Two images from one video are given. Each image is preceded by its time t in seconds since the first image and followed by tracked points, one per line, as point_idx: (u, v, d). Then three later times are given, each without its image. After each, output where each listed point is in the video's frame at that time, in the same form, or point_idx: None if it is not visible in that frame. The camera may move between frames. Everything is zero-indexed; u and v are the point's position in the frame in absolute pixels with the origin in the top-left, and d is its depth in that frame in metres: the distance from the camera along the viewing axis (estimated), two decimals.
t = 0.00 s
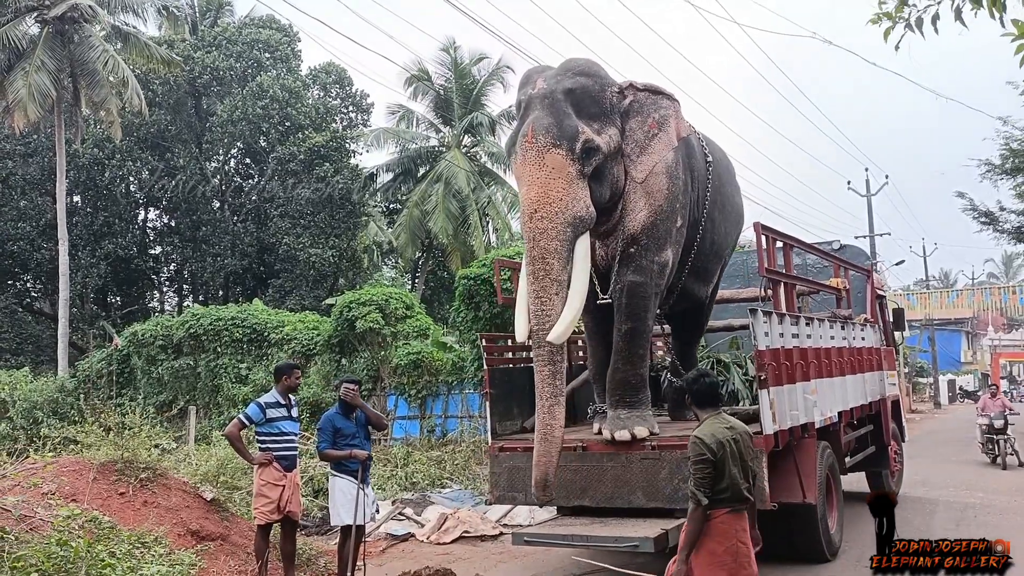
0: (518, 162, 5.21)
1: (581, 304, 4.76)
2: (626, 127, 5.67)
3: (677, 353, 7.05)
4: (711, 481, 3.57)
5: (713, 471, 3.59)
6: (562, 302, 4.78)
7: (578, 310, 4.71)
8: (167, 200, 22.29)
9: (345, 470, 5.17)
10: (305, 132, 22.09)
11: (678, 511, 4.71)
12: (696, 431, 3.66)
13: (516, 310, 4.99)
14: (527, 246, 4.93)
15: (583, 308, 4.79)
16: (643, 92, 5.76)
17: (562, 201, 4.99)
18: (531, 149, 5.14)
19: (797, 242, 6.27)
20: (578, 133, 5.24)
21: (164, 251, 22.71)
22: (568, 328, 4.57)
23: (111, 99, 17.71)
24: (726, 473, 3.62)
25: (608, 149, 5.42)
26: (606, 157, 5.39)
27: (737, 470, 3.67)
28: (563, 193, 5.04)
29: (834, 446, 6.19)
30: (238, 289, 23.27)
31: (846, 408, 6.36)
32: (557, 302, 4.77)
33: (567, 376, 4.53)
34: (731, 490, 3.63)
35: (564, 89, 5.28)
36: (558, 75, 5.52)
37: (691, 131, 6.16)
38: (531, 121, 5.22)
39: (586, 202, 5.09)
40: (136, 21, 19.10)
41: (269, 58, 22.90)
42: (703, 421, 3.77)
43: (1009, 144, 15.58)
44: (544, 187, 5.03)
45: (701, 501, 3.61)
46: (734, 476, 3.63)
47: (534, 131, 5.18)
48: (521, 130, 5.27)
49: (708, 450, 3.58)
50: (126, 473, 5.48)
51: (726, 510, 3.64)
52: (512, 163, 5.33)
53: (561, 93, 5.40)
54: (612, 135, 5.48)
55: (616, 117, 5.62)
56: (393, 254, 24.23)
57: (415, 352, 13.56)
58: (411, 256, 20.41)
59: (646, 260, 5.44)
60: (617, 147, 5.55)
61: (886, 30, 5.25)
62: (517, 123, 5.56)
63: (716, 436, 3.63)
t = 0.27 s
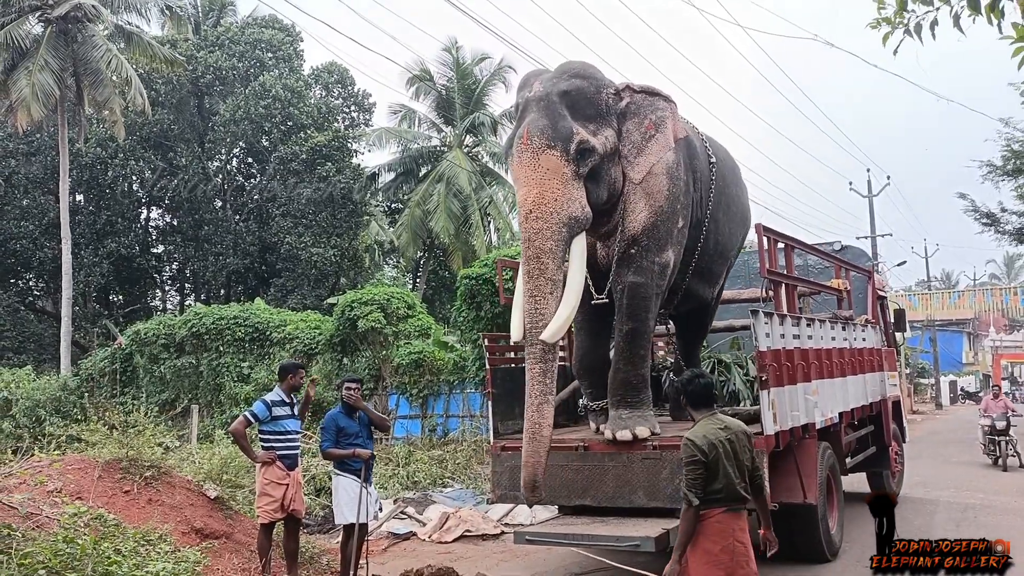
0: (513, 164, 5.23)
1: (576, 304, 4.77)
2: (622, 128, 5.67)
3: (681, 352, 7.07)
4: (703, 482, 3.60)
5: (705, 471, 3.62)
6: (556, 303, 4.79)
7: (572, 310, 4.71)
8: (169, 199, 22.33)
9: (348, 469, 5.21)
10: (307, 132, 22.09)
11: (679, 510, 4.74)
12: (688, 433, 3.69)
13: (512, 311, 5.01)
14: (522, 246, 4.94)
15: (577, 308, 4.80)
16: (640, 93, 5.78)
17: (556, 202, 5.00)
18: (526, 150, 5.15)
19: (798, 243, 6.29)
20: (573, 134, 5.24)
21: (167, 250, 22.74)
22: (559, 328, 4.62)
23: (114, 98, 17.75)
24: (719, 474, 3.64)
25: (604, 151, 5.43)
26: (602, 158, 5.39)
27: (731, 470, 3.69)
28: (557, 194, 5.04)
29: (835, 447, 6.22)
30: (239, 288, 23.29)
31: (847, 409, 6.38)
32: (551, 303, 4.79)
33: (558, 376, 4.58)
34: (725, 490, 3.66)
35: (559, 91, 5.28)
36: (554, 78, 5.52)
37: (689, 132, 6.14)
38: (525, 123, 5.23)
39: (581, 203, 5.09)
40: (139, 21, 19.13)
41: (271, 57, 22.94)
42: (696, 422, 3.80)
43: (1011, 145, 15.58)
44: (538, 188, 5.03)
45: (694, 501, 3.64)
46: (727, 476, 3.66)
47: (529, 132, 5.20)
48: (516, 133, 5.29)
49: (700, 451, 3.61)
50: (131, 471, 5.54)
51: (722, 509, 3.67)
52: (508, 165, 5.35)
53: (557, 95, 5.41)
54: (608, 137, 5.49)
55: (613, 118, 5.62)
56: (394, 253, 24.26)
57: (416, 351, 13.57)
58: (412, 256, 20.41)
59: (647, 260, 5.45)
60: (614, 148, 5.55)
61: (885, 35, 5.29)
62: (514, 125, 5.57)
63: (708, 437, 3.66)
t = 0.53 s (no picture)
0: (510, 162, 5.27)
1: (568, 300, 4.79)
2: (620, 127, 5.64)
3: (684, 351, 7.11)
4: (702, 478, 3.65)
5: (705, 468, 3.66)
6: (550, 299, 4.83)
7: (565, 306, 4.73)
8: (173, 199, 22.39)
9: (353, 467, 5.24)
10: (311, 131, 22.12)
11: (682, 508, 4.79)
12: (690, 430, 3.73)
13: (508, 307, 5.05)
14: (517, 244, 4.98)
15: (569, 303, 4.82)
16: (638, 92, 5.71)
17: (550, 201, 5.02)
18: (521, 149, 5.18)
19: (802, 243, 6.33)
20: (568, 133, 5.26)
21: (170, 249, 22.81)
22: (550, 323, 4.63)
23: (118, 98, 17.82)
24: (720, 471, 3.68)
25: (601, 150, 5.43)
26: (598, 157, 5.40)
27: (732, 468, 3.73)
28: (552, 192, 5.06)
29: (837, 446, 6.26)
30: (242, 287, 23.34)
31: (850, 407, 6.42)
32: (546, 299, 4.84)
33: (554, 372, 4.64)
34: (725, 488, 3.69)
35: (555, 91, 5.29)
36: (552, 77, 5.53)
37: (686, 130, 6.07)
38: (521, 122, 5.26)
39: (575, 201, 5.11)
40: (143, 21, 19.19)
41: (274, 57, 23.00)
42: (699, 420, 3.83)
43: (1014, 144, 15.58)
44: (532, 185, 5.06)
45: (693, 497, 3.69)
46: (728, 474, 3.69)
47: (525, 132, 5.23)
48: (513, 132, 5.32)
49: (700, 449, 3.65)
50: (139, 469, 5.61)
51: (722, 506, 3.70)
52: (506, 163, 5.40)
53: (554, 94, 5.41)
54: (604, 135, 5.49)
55: (610, 117, 5.60)
56: (397, 252, 24.31)
57: (420, 350, 13.61)
58: (415, 255, 20.42)
59: (648, 260, 5.48)
60: (612, 147, 5.54)
61: (887, 40, 5.35)
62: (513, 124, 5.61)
63: (708, 434, 3.70)
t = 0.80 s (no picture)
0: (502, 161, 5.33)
1: (557, 297, 4.79)
2: (612, 123, 5.62)
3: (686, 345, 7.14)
4: (702, 471, 3.69)
5: (705, 461, 3.70)
6: (539, 295, 4.85)
7: (553, 302, 4.75)
8: (173, 194, 22.42)
9: (357, 461, 5.29)
10: (311, 126, 22.11)
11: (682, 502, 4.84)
12: (691, 423, 3.77)
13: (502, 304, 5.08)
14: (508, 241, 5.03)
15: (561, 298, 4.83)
16: (630, 89, 5.67)
17: (539, 197, 5.05)
18: (512, 147, 5.23)
19: (801, 238, 6.36)
20: (558, 131, 5.28)
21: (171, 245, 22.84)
22: (539, 319, 4.63)
23: (118, 94, 17.82)
24: (720, 464, 3.72)
25: (592, 146, 5.45)
26: (589, 154, 5.41)
27: (732, 462, 3.77)
28: (542, 188, 5.10)
29: (836, 439, 6.30)
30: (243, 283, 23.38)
31: (848, 401, 6.46)
32: (535, 296, 4.86)
33: (547, 368, 4.68)
34: (724, 481, 3.73)
35: (545, 88, 5.32)
36: (544, 75, 5.57)
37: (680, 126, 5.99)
38: (512, 121, 5.31)
39: (566, 197, 5.12)
40: (142, 16, 19.17)
41: (274, 52, 23.01)
42: (699, 413, 3.87)
43: (1014, 137, 15.59)
44: (522, 183, 5.11)
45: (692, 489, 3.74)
46: (728, 467, 3.73)
47: (517, 130, 5.28)
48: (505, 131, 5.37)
49: (701, 442, 3.69)
50: (145, 463, 5.71)
51: (722, 498, 3.74)
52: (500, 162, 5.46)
53: (545, 92, 5.45)
54: (595, 132, 5.50)
55: (602, 113, 5.61)
56: (398, 247, 24.36)
57: (421, 345, 13.65)
58: (416, 250, 20.45)
59: (647, 255, 5.49)
60: (603, 144, 5.55)
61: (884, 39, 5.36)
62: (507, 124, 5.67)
63: (708, 427, 3.74)
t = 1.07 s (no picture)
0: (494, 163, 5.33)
1: (549, 297, 4.84)
2: (602, 121, 5.62)
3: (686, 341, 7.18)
4: (705, 465, 3.71)
5: (708, 455, 3.72)
6: (532, 296, 4.89)
7: (546, 303, 4.80)
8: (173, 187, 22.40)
9: (360, 455, 5.32)
10: (310, 119, 22.08)
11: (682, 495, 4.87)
12: (694, 417, 3.79)
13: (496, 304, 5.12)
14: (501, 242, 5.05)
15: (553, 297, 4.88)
16: (619, 86, 5.68)
17: (530, 198, 5.07)
18: (502, 149, 5.23)
19: (800, 232, 6.38)
20: (546, 131, 5.28)
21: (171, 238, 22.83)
22: (531, 319, 4.72)
23: (118, 87, 17.80)
24: (722, 458, 3.74)
25: (582, 145, 5.44)
26: (579, 152, 5.41)
27: (733, 456, 3.80)
28: (532, 189, 5.11)
29: (836, 433, 6.33)
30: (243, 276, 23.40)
31: (848, 395, 6.49)
32: (530, 297, 4.90)
33: (542, 367, 4.75)
34: (726, 474, 3.76)
35: (534, 89, 5.30)
36: (533, 75, 5.55)
37: (673, 119, 5.99)
38: (502, 123, 5.31)
39: (557, 197, 5.16)
40: (142, 9, 19.12)
41: (274, 45, 22.98)
42: (702, 407, 3.90)
43: (1014, 131, 15.61)
44: (513, 186, 5.12)
45: (696, 482, 3.75)
46: (729, 461, 3.76)
47: (506, 131, 5.27)
48: (496, 133, 5.37)
49: (704, 436, 3.72)
50: (148, 456, 5.75)
51: (724, 491, 3.77)
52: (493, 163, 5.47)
53: (534, 93, 5.43)
54: (585, 131, 5.48)
55: (591, 112, 5.61)
56: (398, 240, 24.38)
57: (422, 339, 13.67)
58: (416, 243, 20.46)
59: (644, 249, 5.49)
60: (594, 142, 5.56)
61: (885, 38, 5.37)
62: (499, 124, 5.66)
63: (711, 422, 3.76)
